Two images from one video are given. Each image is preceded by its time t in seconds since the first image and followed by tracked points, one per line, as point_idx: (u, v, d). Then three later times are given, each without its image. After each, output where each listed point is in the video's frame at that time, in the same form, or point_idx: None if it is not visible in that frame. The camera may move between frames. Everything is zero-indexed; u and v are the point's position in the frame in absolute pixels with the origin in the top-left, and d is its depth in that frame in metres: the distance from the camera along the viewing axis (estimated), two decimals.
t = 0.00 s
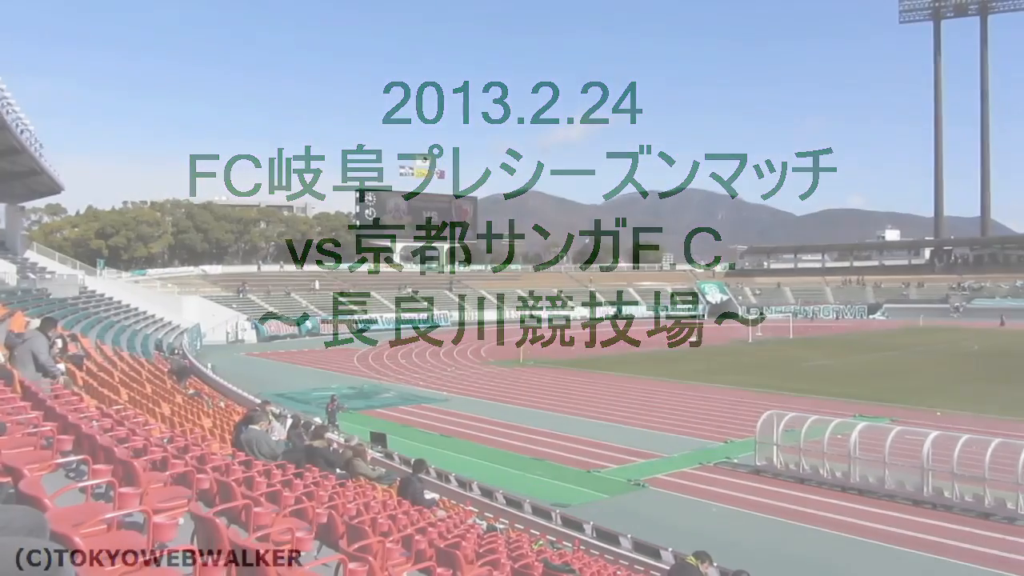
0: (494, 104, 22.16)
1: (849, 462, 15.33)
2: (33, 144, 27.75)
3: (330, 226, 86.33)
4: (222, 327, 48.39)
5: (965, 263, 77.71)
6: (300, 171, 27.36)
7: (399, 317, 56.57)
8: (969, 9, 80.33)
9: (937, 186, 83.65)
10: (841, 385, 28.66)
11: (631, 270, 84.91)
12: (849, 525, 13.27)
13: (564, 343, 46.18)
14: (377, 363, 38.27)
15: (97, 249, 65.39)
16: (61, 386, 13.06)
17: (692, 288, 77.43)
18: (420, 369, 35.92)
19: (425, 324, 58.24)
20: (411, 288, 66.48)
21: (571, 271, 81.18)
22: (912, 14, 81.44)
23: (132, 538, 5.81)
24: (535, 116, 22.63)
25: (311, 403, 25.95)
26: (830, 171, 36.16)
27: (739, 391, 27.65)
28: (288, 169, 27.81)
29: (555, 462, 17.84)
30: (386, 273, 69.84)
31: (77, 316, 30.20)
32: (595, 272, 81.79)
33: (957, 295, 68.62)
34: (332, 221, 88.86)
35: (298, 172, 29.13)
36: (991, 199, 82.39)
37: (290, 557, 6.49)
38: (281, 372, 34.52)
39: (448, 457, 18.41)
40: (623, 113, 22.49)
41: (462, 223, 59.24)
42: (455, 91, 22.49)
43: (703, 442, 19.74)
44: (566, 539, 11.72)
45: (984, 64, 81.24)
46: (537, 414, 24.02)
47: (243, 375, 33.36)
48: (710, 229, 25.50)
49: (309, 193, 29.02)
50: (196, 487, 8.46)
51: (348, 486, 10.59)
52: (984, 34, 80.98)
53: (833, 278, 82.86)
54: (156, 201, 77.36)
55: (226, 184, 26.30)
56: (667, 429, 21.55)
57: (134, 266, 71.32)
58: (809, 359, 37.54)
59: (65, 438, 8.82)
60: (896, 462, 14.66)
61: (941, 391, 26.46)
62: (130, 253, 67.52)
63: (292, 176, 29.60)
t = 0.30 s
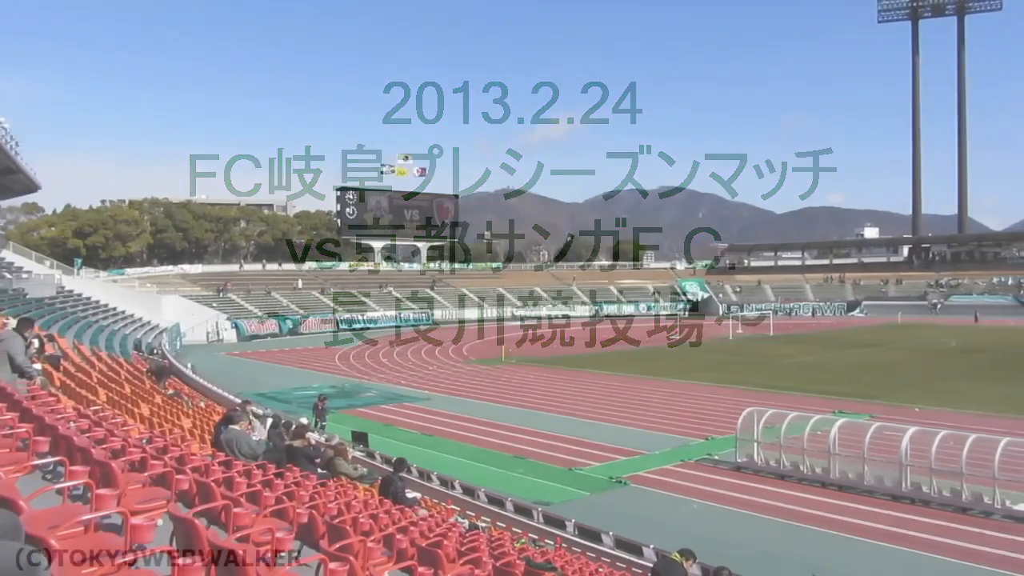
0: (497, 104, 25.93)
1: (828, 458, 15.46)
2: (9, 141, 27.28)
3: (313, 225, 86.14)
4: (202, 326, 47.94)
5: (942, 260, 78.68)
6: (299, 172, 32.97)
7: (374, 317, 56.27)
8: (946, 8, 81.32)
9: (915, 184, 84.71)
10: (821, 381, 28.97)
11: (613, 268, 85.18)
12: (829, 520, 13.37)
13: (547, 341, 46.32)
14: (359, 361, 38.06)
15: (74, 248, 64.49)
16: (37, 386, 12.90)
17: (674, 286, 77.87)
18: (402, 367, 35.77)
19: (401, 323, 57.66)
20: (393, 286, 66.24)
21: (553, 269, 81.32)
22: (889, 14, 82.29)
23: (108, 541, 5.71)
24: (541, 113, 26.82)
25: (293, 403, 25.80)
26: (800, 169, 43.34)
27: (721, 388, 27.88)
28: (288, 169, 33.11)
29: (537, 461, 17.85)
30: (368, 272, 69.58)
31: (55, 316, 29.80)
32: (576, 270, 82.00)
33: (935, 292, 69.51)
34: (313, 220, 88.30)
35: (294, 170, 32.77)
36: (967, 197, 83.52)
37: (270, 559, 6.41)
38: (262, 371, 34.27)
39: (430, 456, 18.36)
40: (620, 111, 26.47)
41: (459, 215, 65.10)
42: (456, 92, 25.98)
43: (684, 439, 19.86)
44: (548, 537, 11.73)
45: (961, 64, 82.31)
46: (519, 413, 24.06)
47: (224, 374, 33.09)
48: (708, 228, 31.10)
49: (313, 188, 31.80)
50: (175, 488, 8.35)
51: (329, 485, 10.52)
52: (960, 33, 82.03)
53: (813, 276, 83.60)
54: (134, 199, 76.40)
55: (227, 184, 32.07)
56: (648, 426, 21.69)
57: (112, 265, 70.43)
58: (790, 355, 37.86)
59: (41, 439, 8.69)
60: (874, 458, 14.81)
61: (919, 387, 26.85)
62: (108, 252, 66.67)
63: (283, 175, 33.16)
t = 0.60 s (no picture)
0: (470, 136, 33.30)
1: (811, 454, 15.56)
2: None
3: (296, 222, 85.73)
4: (184, 326, 47.57)
5: (924, 258, 79.40)
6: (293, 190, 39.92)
7: (359, 317, 56.01)
8: (927, 7, 82.02)
9: (897, 182, 85.44)
10: (803, 378, 29.18)
11: (597, 266, 85.38)
12: (813, 517, 13.46)
13: (532, 339, 46.37)
14: (342, 361, 37.84)
15: (54, 248, 63.73)
16: (17, 387, 12.73)
17: (657, 284, 78.18)
18: (387, 367, 35.61)
19: (386, 322, 57.52)
20: (377, 284, 66.08)
21: (538, 268, 81.40)
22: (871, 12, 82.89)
23: (89, 544, 5.63)
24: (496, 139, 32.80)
25: (277, 402, 25.65)
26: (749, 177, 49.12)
27: (704, 385, 28.01)
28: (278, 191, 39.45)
29: (522, 459, 17.85)
30: (352, 271, 69.32)
31: (35, 317, 29.45)
32: (561, 268, 82.09)
33: (916, 289, 70.16)
34: (296, 218, 87.78)
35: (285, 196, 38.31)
36: (948, 196, 84.35)
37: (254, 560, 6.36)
38: (245, 371, 34.03)
39: (415, 455, 18.30)
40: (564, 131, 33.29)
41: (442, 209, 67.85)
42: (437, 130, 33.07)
43: (668, 437, 19.94)
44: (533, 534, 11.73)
45: (942, 63, 83.09)
46: (504, 411, 24.05)
47: (207, 374, 32.84)
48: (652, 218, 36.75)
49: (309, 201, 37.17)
50: (157, 488, 8.28)
51: (313, 485, 10.46)
52: (941, 32, 82.76)
53: (796, 273, 84.11)
54: (115, 198, 75.61)
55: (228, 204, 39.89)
56: (632, 423, 21.75)
57: (93, 265, 69.63)
58: (773, 353, 38.04)
59: (22, 440, 8.58)
60: (857, 454, 14.92)
61: (900, 383, 27.11)
62: (89, 252, 65.92)
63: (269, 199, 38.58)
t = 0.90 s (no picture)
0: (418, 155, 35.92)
1: (798, 450, 15.61)
2: None
3: (283, 221, 85.38)
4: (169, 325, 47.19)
5: (909, 254, 80.00)
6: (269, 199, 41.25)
7: (345, 315, 55.78)
8: (911, 5, 82.52)
9: (882, 180, 85.99)
10: (790, 375, 29.33)
11: (584, 263, 85.51)
12: (799, 512, 13.53)
13: (519, 338, 46.39)
14: (330, 359, 37.67)
15: (37, 247, 63.02)
16: None
17: (644, 281, 78.44)
18: (374, 365, 35.48)
19: (373, 320, 57.30)
20: (363, 282, 65.87)
21: (525, 265, 81.40)
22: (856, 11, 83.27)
23: (73, 547, 5.56)
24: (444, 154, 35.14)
25: (264, 401, 25.51)
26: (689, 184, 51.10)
27: (691, 382, 28.12)
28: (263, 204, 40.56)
29: (510, 456, 17.84)
30: (339, 269, 69.07)
31: (18, 317, 29.11)
32: (548, 266, 82.15)
33: (901, 286, 70.74)
34: (282, 217, 87.28)
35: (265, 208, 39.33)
36: (932, 193, 85.06)
37: (239, 560, 6.33)
38: (231, 370, 33.81)
39: (402, 453, 18.25)
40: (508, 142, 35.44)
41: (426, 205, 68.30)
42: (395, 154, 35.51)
43: (655, 433, 19.98)
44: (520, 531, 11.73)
45: (926, 60, 83.66)
46: (491, 408, 24.04)
47: (192, 374, 32.64)
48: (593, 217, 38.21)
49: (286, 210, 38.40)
50: (142, 489, 8.20)
51: (301, 484, 10.41)
52: (925, 30, 83.29)
53: (782, 270, 84.62)
54: (99, 197, 74.88)
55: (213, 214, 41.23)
56: (620, 420, 21.79)
57: (77, 264, 68.88)
58: (760, 349, 38.19)
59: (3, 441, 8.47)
60: (843, 449, 15.01)
61: (885, 379, 27.33)
62: (73, 251, 65.23)
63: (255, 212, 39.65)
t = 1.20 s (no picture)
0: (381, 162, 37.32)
1: (782, 446, 15.71)
2: None
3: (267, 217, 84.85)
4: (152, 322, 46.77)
5: (892, 251, 80.63)
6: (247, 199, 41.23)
7: (330, 312, 55.54)
8: (895, 3, 83.07)
9: (865, 176, 86.65)
10: (775, 370, 29.51)
11: (570, 260, 85.60)
12: (784, 507, 13.60)
13: (505, 334, 46.37)
14: (315, 356, 37.47)
15: (19, 244, 62.31)
16: None
17: (629, 278, 78.66)
18: (359, 361, 35.36)
19: (358, 317, 57.10)
20: (348, 279, 65.62)
21: (510, 262, 81.39)
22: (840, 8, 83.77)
23: (54, 544, 5.51)
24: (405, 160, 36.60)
25: (248, 398, 25.35)
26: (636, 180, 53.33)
27: (677, 378, 28.23)
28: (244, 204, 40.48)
29: (496, 452, 17.83)
30: (324, 265, 68.76)
31: None
32: (534, 262, 82.18)
33: (884, 282, 71.35)
34: (267, 213, 86.75)
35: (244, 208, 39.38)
36: (914, 189, 85.78)
37: (223, 558, 6.28)
38: (216, 367, 33.57)
39: (387, 450, 18.19)
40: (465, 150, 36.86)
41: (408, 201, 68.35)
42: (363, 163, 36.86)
43: (640, 429, 20.03)
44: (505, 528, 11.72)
45: (909, 57, 84.20)
46: (478, 405, 24.01)
47: (175, 371, 32.38)
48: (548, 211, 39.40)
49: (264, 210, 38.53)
50: (125, 487, 8.12)
51: (286, 481, 10.34)
52: (908, 27, 83.94)
53: (767, 266, 85.10)
54: (81, 193, 74.10)
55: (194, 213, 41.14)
56: (605, 416, 21.84)
57: (58, 260, 68.11)
58: (744, 345, 38.42)
59: None
60: (826, 444, 15.11)
61: (869, 375, 27.56)
62: (55, 247, 64.53)
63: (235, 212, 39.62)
